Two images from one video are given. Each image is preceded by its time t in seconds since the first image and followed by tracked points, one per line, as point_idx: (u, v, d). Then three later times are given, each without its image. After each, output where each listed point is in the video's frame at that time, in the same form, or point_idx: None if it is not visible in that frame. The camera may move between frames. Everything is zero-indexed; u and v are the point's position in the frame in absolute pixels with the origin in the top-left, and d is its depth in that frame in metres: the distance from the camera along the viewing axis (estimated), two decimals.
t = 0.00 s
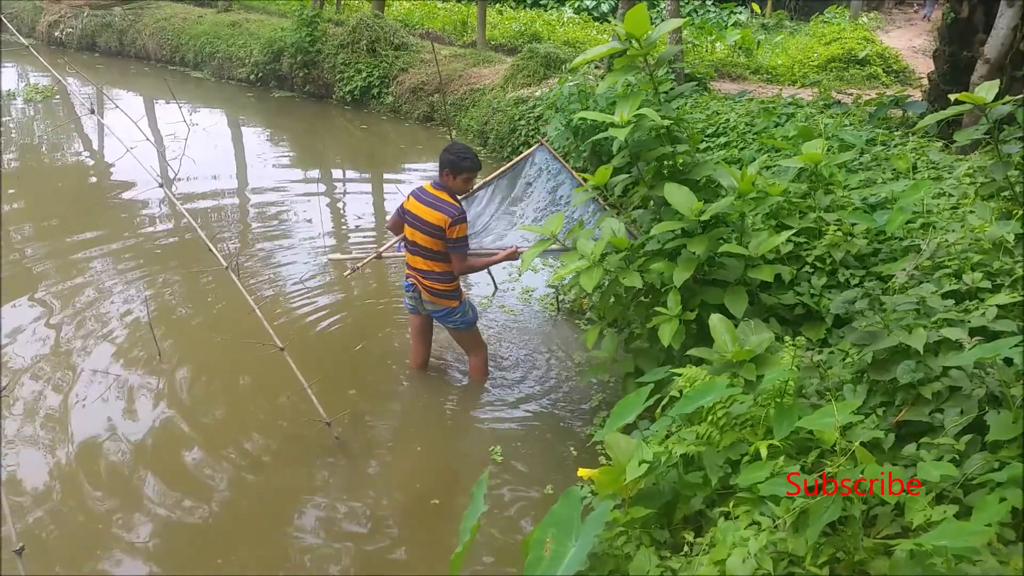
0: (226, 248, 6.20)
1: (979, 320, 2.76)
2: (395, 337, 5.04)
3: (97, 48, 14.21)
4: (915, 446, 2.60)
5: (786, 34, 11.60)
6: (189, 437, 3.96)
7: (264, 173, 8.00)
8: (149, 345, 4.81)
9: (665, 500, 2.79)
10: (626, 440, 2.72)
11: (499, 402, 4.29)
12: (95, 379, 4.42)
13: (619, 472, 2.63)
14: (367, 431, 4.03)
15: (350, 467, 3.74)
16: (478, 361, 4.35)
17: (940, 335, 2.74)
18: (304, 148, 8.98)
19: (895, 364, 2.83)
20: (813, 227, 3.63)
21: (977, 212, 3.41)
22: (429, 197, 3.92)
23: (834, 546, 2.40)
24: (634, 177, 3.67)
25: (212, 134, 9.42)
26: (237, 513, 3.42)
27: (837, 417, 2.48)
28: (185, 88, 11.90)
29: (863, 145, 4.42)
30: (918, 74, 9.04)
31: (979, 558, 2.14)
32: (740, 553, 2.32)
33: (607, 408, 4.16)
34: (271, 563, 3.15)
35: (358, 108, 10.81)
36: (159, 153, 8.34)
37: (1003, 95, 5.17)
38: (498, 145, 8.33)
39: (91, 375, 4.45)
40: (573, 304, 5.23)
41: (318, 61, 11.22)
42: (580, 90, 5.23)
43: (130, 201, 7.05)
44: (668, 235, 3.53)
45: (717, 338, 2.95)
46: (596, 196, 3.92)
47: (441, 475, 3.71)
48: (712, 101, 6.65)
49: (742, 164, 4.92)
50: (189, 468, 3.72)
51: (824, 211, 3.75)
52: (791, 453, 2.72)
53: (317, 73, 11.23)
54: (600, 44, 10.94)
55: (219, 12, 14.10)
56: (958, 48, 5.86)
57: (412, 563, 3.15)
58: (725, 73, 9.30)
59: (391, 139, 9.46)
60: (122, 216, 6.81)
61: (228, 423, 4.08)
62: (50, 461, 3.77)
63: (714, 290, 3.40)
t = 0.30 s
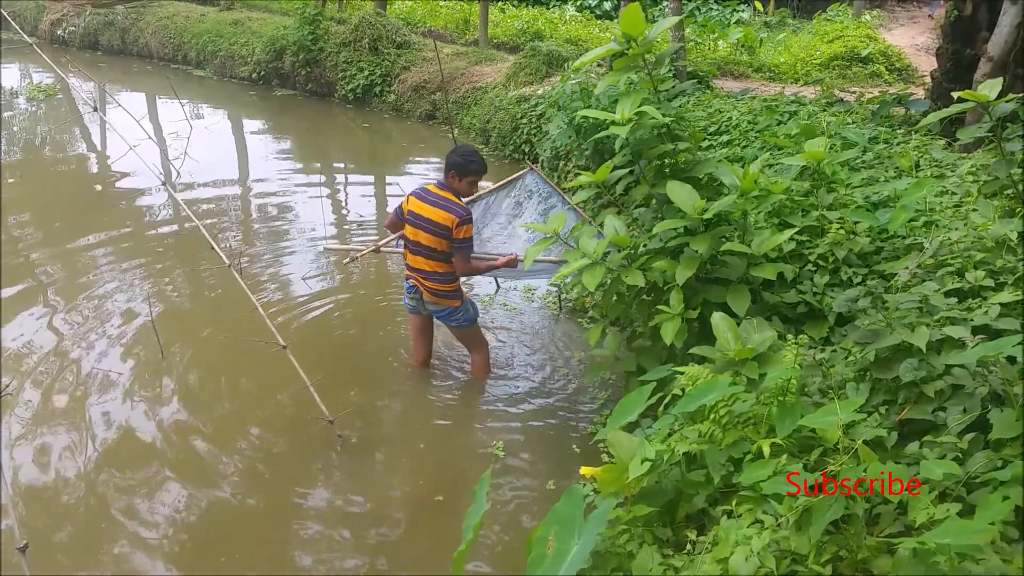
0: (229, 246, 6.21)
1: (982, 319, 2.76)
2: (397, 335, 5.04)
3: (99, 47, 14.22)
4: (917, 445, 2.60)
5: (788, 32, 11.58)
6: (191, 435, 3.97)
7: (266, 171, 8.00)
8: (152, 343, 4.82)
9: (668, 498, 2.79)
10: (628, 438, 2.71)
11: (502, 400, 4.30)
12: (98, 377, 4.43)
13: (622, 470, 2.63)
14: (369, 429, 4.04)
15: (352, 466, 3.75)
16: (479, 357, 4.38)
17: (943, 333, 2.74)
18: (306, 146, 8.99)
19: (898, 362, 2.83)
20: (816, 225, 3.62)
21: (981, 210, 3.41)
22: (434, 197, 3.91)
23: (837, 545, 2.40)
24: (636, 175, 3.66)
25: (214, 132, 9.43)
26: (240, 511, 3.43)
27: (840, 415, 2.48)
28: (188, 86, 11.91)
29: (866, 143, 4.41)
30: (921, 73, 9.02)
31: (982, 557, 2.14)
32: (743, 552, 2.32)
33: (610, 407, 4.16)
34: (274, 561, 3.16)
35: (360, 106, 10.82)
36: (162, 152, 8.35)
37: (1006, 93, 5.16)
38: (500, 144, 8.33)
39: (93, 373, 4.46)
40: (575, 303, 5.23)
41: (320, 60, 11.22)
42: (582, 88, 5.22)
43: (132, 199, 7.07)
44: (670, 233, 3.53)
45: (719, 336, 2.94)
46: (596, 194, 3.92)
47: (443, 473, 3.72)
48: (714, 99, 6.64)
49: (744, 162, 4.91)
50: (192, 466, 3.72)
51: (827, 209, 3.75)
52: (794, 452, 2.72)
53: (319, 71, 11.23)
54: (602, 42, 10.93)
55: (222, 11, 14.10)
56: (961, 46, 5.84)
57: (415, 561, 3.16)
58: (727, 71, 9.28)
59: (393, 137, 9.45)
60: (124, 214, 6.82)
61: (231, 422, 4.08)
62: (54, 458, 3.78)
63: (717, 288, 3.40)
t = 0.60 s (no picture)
0: (229, 244, 6.21)
1: (983, 316, 2.76)
2: (398, 333, 5.04)
3: (100, 45, 14.23)
4: (919, 442, 2.60)
5: (789, 29, 11.57)
6: (192, 432, 3.97)
7: (266, 169, 8.00)
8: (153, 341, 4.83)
9: (668, 495, 2.80)
10: (629, 435, 2.70)
11: (502, 397, 4.30)
12: (99, 375, 4.44)
13: (623, 467, 2.63)
14: (371, 427, 4.03)
15: (355, 464, 3.75)
16: (480, 355, 4.38)
17: (944, 330, 2.74)
18: (307, 145, 8.99)
19: (899, 359, 2.83)
20: (817, 222, 3.62)
21: (982, 207, 3.41)
22: (438, 193, 3.93)
23: (837, 541, 2.41)
24: (637, 173, 3.65)
25: (215, 131, 9.43)
26: (241, 509, 3.43)
27: (841, 412, 2.48)
28: (188, 85, 11.91)
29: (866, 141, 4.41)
30: (922, 70, 9.01)
31: (983, 553, 2.14)
32: (744, 549, 2.33)
33: (610, 404, 4.17)
34: (276, 559, 3.16)
35: (360, 104, 10.82)
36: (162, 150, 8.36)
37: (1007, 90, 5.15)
38: (501, 142, 8.32)
39: (94, 372, 4.46)
40: (576, 301, 5.23)
41: (321, 58, 11.22)
42: (582, 86, 5.21)
43: (133, 198, 7.07)
44: (671, 231, 3.52)
45: (720, 333, 2.94)
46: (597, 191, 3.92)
47: (445, 471, 3.72)
48: (715, 96, 6.63)
49: (745, 160, 4.91)
50: (193, 464, 3.73)
51: (828, 207, 3.75)
52: (795, 449, 2.72)
53: (319, 69, 11.23)
54: (603, 40, 10.93)
55: (222, 9, 14.10)
56: (963, 43, 5.84)
57: (416, 558, 3.16)
58: (728, 68, 9.28)
59: (394, 136, 9.46)
60: (125, 213, 6.82)
61: (231, 420, 4.08)
62: (56, 455, 3.79)
63: (718, 286, 3.39)
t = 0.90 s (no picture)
0: (231, 241, 6.22)
1: (985, 317, 2.76)
2: (399, 330, 5.04)
3: (102, 41, 14.24)
4: (920, 443, 2.60)
5: (792, 29, 11.56)
6: (194, 429, 3.97)
7: (269, 166, 8.00)
8: (155, 337, 4.83)
9: (669, 495, 2.80)
10: (631, 435, 2.71)
11: (503, 396, 4.30)
12: (100, 371, 4.44)
13: (624, 466, 2.63)
14: (372, 425, 4.04)
15: (355, 462, 3.75)
16: (480, 354, 4.37)
17: (947, 331, 2.74)
18: (309, 142, 8.99)
19: (901, 360, 2.82)
20: (819, 223, 3.62)
21: (985, 208, 3.40)
22: (446, 190, 3.96)
23: (838, 542, 2.41)
24: (640, 172, 3.65)
25: (217, 127, 9.43)
26: (242, 506, 3.44)
27: (843, 413, 2.48)
28: (191, 82, 11.91)
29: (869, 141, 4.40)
30: (925, 71, 9.00)
31: (984, 555, 2.14)
32: (744, 549, 2.33)
33: (611, 403, 4.17)
34: (276, 555, 3.17)
35: (363, 102, 10.82)
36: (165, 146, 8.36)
37: (1011, 91, 5.15)
38: (504, 140, 8.32)
39: (95, 368, 4.47)
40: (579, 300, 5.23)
41: (323, 55, 11.22)
42: (584, 84, 5.20)
43: (135, 194, 7.07)
44: (673, 230, 3.51)
45: (722, 333, 2.94)
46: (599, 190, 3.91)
47: (446, 468, 3.72)
48: (718, 96, 6.62)
49: (748, 159, 4.91)
50: (194, 460, 3.73)
51: (830, 207, 3.74)
52: (796, 449, 2.72)
53: (322, 66, 11.23)
54: (606, 39, 10.92)
55: (225, 6, 14.11)
56: (966, 44, 5.83)
57: (416, 556, 3.17)
58: (731, 68, 9.27)
59: (396, 133, 9.46)
60: (126, 209, 6.82)
61: (233, 417, 4.09)
62: (56, 452, 3.78)
63: (720, 285, 3.39)
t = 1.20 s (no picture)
0: (232, 235, 6.22)
1: (986, 313, 2.76)
2: (400, 326, 5.05)
3: (104, 36, 14.23)
4: (920, 439, 2.60)
5: (794, 26, 11.53)
6: (193, 424, 3.98)
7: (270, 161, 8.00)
8: (156, 332, 4.83)
9: (669, 490, 2.80)
10: (630, 430, 2.69)
11: (504, 391, 4.31)
12: (101, 365, 4.45)
13: (624, 462, 2.62)
14: (372, 420, 4.04)
15: (355, 457, 3.75)
16: (477, 349, 4.38)
17: (947, 328, 2.74)
18: (310, 137, 8.99)
19: (901, 356, 2.82)
20: (820, 219, 3.62)
21: (986, 205, 3.40)
22: (450, 186, 3.99)
23: (837, 538, 2.41)
24: (640, 168, 3.65)
25: (218, 122, 9.43)
26: (242, 500, 3.44)
27: (843, 409, 2.48)
28: (193, 77, 11.90)
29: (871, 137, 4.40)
30: (927, 68, 8.98)
31: (983, 551, 2.14)
32: (744, 544, 2.33)
33: (611, 399, 4.18)
34: (277, 550, 3.17)
35: (364, 97, 10.81)
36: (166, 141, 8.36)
37: (1013, 88, 5.14)
38: (505, 136, 8.31)
39: (96, 362, 4.47)
40: (580, 295, 5.23)
41: (325, 50, 11.21)
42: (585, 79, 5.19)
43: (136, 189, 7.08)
44: (674, 226, 3.50)
45: (722, 329, 2.93)
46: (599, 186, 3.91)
47: (446, 463, 3.73)
48: (720, 92, 6.61)
49: (749, 156, 4.91)
50: (194, 455, 3.73)
51: (831, 203, 3.74)
52: (796, 445, 2.72)
53: (323, 62, 11.22)
54: (608, 35, 10.89)
55: (227, 1, 14.09)
56: (968, 41, 5.83)
57: (416, 550, 3.17)
58: (732, 65, 9.26)
59: (398, 129, 9.45)
60: (127, 204, 6.82)
61: (233, 412, 4.09)
62: (56, 445, 3.79)
63: (721, 281, 3.39)
